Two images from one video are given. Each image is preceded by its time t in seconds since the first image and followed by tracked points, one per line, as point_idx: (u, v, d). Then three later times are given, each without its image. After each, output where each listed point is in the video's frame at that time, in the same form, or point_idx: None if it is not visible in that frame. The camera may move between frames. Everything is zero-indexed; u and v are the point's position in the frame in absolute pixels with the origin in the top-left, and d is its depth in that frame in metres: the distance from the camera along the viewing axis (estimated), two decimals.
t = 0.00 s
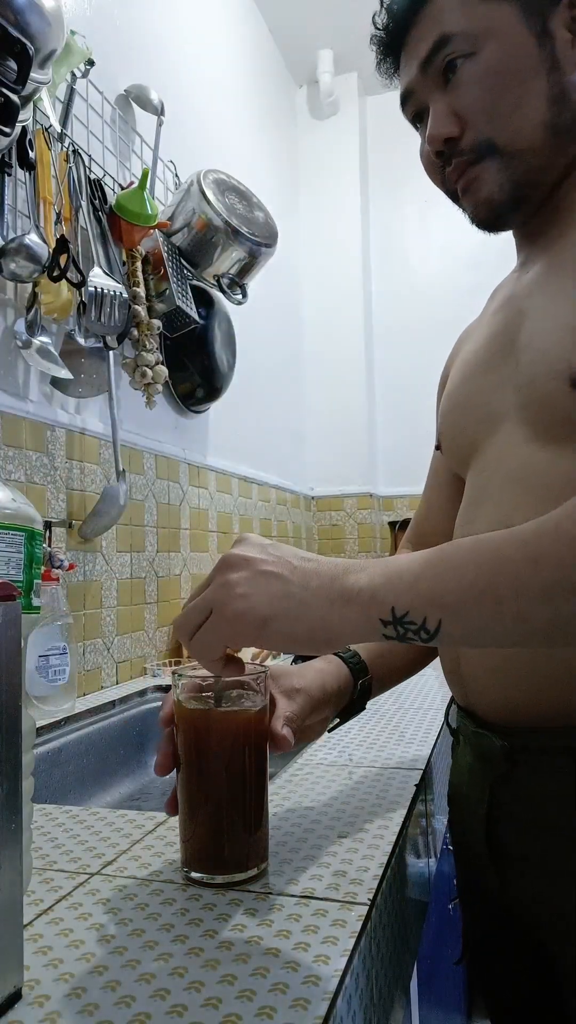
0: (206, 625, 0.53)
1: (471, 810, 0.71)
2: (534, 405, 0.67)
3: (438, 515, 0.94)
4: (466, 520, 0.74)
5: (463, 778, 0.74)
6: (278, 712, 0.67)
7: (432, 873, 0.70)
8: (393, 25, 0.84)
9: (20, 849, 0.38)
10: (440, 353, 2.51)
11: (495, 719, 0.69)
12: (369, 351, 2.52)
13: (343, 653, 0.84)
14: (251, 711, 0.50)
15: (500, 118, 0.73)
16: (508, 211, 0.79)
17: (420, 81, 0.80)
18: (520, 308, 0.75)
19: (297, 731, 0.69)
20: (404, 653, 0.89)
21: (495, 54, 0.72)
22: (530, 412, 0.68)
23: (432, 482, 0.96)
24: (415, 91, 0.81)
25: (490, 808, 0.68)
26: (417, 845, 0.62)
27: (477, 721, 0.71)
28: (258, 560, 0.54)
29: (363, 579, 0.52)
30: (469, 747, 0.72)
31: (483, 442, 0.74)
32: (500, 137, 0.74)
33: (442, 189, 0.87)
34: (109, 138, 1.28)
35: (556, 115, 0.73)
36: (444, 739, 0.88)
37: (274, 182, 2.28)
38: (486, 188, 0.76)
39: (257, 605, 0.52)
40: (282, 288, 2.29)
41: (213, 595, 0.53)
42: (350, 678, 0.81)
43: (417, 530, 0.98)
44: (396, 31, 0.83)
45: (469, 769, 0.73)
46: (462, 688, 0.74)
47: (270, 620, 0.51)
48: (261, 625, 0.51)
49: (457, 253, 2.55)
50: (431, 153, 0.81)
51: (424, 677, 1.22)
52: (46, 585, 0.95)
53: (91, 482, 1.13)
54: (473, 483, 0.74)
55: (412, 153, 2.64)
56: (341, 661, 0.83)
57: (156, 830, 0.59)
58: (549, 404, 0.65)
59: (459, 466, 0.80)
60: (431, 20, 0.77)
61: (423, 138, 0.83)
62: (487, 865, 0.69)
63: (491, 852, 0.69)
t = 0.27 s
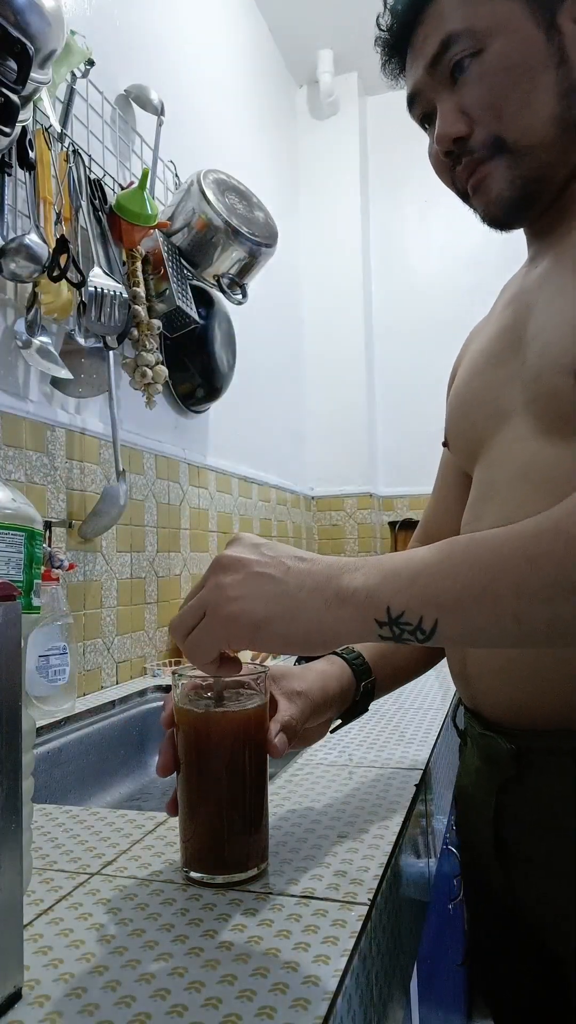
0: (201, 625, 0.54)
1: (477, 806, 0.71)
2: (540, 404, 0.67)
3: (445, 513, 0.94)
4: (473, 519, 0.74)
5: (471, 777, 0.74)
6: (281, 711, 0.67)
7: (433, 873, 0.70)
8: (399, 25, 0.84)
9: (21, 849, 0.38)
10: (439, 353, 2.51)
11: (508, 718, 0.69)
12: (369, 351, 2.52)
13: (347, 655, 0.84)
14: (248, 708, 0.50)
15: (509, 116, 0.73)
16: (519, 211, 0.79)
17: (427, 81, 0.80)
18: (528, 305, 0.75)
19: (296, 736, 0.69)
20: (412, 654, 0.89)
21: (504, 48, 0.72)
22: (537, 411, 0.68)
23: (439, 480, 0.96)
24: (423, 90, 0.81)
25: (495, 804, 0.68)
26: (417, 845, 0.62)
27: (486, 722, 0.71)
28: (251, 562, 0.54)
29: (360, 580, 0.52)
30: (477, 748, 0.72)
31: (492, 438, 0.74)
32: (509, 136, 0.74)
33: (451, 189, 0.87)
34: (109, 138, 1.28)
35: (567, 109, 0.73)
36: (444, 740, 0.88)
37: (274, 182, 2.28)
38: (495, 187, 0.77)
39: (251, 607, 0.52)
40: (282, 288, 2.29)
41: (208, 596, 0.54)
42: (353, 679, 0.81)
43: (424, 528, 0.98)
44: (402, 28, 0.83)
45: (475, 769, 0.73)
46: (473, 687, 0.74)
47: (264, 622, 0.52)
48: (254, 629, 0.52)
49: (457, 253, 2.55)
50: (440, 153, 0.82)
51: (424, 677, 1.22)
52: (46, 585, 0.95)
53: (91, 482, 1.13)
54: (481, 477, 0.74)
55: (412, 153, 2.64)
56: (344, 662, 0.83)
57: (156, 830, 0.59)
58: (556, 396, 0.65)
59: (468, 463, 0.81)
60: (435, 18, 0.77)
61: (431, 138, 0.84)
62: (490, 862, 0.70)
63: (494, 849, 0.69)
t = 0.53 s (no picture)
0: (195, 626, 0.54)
1: (482, 807, 0.71)
2: (544, 404, 0.67)
3: (450, 513, 0.95)
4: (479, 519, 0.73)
5: (474, 778, 0.74)
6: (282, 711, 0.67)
7: (433, 873, 0.71)
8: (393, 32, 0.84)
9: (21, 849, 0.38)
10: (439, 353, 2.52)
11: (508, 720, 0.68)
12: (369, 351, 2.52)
13: (347, 655, 0.84)
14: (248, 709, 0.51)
15: (515, 120, 0.74)
16: (532, 210, 0.79)
17: (428, 89, 0.80)
18: (533, 304, 0.75)
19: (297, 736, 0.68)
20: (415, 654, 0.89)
21: (505, 51, 0.72)
22: (541, 412, 0.68)
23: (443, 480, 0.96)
24: (424, 98, 0.81)
25: (501, 805, 0.68)
26: (417, 845, 0.62)
27: (489, 723, 0.71)
28: (245, 563, 0.54)
29: (354, 582, 0.52)
30: (480, 748, 0.72)
31: (497, 438, 0.74)
32: (516, 140, 0.74)
33: (457, 191, 0.87)
34: (109, 138, 1.28)
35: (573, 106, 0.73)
36: (443, 740, 0.88)
37: (274, 182, 2.28)
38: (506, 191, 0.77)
39: (244, 608, 0.52)
40: (282, 288, 2.29)
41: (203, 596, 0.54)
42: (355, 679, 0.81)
43: (430, 528, 0.98)
44: (396, 35, 0.83)
45: (477, 769, 0.73)
46: (474, 689, 0.73)
47: (257, 624, 0.52)
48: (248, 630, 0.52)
49: (457, 253, 2.56)
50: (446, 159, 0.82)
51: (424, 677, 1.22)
52: (46, 585, 0.95)
53: (91, 482, 1.13)
54: (487, 476, 0.74)
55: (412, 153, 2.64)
56: (345, 661, 0.83)
57: (155, 830, 0.59)
58: (559, 394, 0.65)
59: (474, 463, 0.81)
60: (431, 26, 0.77)
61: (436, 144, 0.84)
62: (496, 861, 0.70)
63: (499, 848, 0.69)
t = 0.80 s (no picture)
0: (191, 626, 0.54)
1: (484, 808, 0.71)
2: (545, 404, 0.67)
3: (451, 513, 0.95)
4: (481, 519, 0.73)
5: (477, 779, 0.74)
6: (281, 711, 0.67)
7: (433, 873, 0.71)
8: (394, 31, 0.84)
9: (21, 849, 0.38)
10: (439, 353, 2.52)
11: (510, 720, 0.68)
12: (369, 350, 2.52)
13: (348, 655, 0.84)
14: (247, 707, 0.51)
15: (516, 118, 0.74)
16: (533, 209, 0.79)
17: (428, 89, 0.80)
18: (535, 304, 0.75)
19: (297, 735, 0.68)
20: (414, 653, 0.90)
21: (506, 50, 0.72)
22: (543, 411, 0.68)
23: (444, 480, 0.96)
24: (424, 98, 0.82)
25: (503, 805, 0.68)
26: (416, 845, 0.62)
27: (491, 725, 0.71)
28: (242, 562, 0.54)
29: (350, 583, 0.52)
30: (484, 749, 0.72)
31: (499, 438, 0.74)
32: (518, 138, 0.74)
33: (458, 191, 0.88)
34: (109, 138, 1.28)
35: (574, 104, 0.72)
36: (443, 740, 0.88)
37: (274, 182, 2.28)
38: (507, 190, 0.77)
39: (239, 608, 0.52)
40: (282, 288, 2.29)
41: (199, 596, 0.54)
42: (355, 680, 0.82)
43: (431, 528, 0.98)
44: (396, 33, 0.83)
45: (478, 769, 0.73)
46: (476, 689, 0.73)
47: (252, 624, 0.52)
48: (243, 630, 0.52)
49: (456, 253, 2.56)
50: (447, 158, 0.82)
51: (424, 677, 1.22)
52: (46, 585, 0.95)
53: (91, 482, 1.13)
54: (489, 476, 0.74)
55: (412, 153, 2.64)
56: (345, 661, 0.83)
57: (155, 830, 0.59)
58: (560, 395, 0.65)
59: (476, 463, 0.81)
60: (431, 25, 0.77)
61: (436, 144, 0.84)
62: (498, 861, 0.70)
63: (501, 848, 0.69)
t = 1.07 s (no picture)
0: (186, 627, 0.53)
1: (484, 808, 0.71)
2: (545, 405, 0.67)
3: (451, 513, 0.95)
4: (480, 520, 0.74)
5: (477, 779, 0.74)
6: (281, 710, 0.67)
7: (432, 873, 0.71)
8: (390, 31, 0.84)
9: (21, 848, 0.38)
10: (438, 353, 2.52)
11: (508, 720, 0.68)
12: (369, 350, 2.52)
13: (347, 655, 0.84)
14: (246, 704, 0.50)
15: (512, 118, 0.74)
16: (529, 209, 0.79)
17: (425, 89, 0.80)
18: (534, 305, 0.75)
19: (296, 735, 0.68)
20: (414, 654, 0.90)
21: (503, 49, 0.72)
22: (543, 411, 0.68)
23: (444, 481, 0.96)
24: (421, 99, 0.82)
25: (502, 805, 0.68)
26: (417, 845, 0.62)
27: (489, 724, 0.71)
28: (238, 563, 0.54)
29: (348, 582, 0.52)
30: (482, 749, 0.72)
31: (499, 438, 0.74)
32: (514, 138, 0.74)
33: (454, 192, 0.87)
34: (109, 138, 1.28)
35: (571, 103, 0.73)
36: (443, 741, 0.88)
37: (274, 182, 2.28)
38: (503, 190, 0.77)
39: (237, 608, 0.52)
40: (282, 288, 2.29)
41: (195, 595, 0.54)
42: (355, 678, 0.82)
43: (431, 528, 0.98)
44: (393, 34, 0.83)
45: (479, 770, 0.73)
46: (475, 689, 0.73)
47: (250, 624, 0.52)
48: (240, 630, 0.52)
49: (456, 253, 2.56)
50: (444, 158, 0.82)
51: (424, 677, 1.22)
52: (46, 585, 0.95)
53: (91, 482, 1.13)
54: (488, 476, 0.74)
55: (412, 153, 2.65)
56: (344, 661, 0.83)
57: (155, 830, 0.59)
58: (560, 396, 0.65)
59: (476, 463, 0.81)
60: (428, 24, 0.77)
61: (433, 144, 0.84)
62: (498, 861, 0.70)
63: (501, 848, 0.69)
